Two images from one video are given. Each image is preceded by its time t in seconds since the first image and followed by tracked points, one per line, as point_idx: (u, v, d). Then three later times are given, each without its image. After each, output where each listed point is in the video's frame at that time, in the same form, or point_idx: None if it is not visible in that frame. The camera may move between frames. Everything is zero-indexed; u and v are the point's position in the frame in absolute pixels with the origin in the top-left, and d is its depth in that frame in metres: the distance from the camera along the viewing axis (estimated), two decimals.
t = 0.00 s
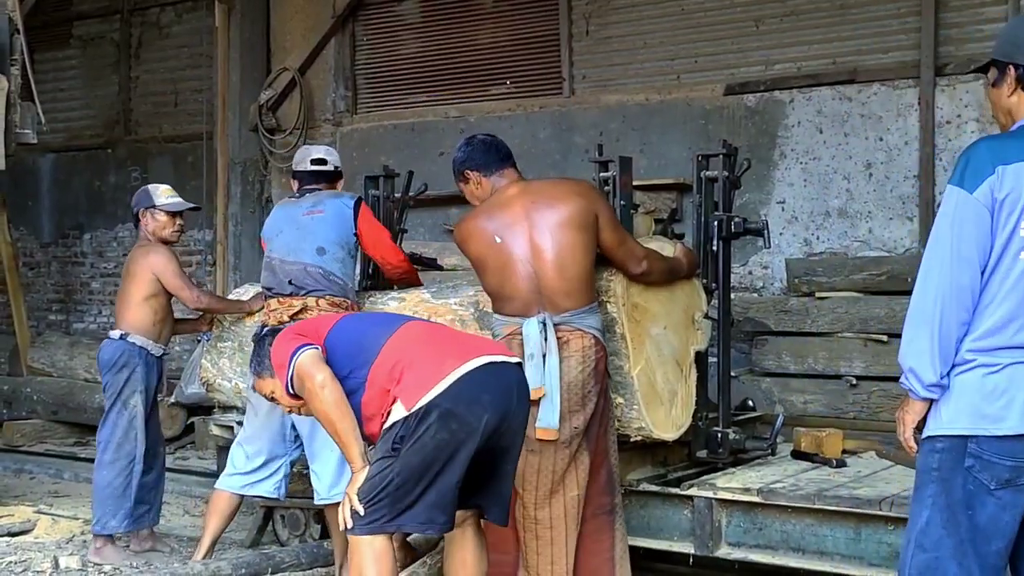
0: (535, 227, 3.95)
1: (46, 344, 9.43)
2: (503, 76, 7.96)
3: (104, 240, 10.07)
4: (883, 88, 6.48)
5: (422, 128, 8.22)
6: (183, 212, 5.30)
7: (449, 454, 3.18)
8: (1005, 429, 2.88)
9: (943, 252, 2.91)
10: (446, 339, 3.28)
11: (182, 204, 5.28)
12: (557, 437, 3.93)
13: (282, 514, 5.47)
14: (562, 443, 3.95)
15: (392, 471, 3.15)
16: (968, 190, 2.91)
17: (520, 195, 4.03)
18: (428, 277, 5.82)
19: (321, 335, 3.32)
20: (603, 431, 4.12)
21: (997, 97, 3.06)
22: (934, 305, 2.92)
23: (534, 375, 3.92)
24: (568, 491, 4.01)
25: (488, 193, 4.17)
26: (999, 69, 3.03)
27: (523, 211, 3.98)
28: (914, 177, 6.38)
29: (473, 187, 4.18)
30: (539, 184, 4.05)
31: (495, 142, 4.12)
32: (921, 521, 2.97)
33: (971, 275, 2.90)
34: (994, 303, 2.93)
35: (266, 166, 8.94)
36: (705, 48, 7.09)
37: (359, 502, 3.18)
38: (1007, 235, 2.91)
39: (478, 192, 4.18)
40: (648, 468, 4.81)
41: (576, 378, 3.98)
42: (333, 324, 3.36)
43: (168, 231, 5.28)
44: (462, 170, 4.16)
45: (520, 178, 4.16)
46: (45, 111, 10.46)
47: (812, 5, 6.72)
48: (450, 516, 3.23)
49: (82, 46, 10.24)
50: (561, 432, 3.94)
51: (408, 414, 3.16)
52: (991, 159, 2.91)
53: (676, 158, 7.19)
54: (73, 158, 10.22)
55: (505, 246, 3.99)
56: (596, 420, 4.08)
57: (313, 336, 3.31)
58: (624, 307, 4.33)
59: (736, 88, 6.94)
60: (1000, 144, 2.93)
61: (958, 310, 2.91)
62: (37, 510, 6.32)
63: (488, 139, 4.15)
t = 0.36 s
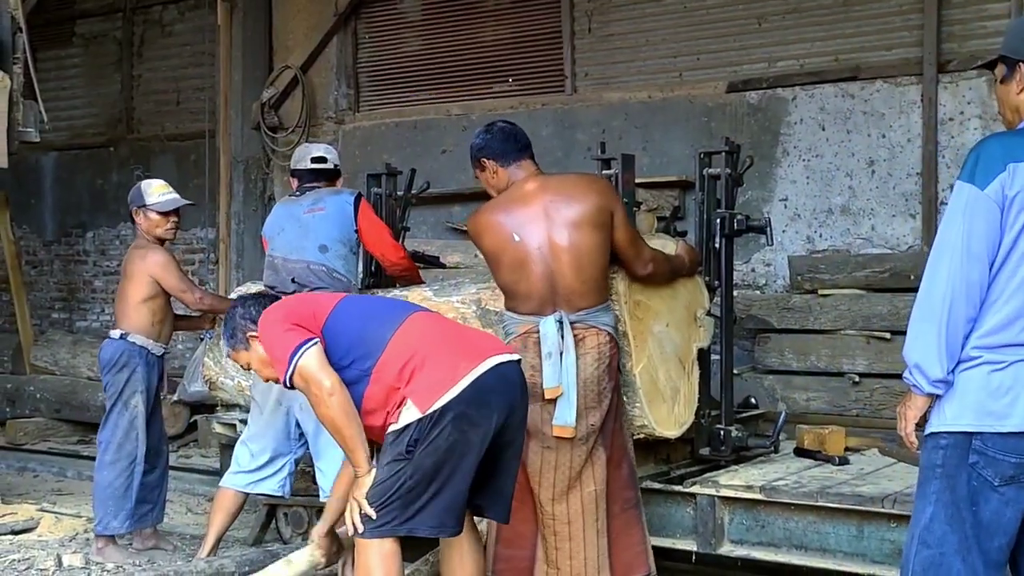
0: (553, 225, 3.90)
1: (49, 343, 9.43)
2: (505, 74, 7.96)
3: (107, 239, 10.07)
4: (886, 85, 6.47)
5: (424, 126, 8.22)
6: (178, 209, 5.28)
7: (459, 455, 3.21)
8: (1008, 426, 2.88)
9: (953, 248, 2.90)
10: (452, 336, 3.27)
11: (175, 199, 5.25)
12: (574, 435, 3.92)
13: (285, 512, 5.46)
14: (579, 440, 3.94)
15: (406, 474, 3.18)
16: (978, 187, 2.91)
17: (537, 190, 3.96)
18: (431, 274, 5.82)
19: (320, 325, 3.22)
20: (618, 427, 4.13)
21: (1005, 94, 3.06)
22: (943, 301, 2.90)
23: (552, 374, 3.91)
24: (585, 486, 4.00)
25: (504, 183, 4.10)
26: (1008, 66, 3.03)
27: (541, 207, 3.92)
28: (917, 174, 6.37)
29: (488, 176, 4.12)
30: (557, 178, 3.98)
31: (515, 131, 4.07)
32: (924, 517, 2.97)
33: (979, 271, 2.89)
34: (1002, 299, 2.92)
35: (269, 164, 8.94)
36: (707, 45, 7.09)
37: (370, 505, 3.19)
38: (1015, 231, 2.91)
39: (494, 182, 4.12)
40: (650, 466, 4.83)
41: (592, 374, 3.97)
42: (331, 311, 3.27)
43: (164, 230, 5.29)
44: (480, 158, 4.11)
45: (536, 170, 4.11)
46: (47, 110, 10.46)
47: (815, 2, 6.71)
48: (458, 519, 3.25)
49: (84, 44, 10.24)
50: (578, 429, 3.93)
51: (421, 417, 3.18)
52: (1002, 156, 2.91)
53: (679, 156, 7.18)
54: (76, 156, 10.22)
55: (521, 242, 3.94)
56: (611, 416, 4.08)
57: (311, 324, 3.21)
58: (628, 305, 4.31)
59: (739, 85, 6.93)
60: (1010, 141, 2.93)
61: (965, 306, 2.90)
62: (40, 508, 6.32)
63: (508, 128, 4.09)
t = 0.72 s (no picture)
0: (562, 225, 3.88)
1: (50, 342, 9.43)
2: (506, 72, 7.96)
3: (108, 238, 10.08)
4: (887, 83, 6.46)
5: (425, 125, 8.22)
6: (185, 207, 5.30)
7: (466, 453, 3.22)
8: (1008, 423, 2.88)
9: (953, 245, 2.89)
10: (460, 332, 3.27)
11: (184, 197, 5.26)
12: (577, 434, 3.92)
13: (285, 511, 5.49)
14: (581, 439, 3.95)
15: (415, 473, 3.19)
16: (978, 184, 2.91)
17: (548, 188, 3.93)
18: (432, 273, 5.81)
19: (328, 316, 3.18)
20: (621, 425, 4.11)
21: (1003, 91, 3.06)
22: (942, 298, 2.90)
23: (554, 373, 3.92)
24: (587, 484, 4.00)
25: (517, 172, 4.07)
26: (1007, 63, 3.02)
27: (551, 206, 3.89)
28: (918, 172, 6.37)
29: (503, 162, 4.09)
30: (569, 176, 3.95)
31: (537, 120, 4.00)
32: (925, 514, 2.97)
33: (979, 269, 2.89)
34: (1001, 296, 2.92)
35: (269, 162, 8.95)
36: (707, 43, 7.08)
37: (378, 504, 3.19)
38: (1015, 228, 2.91)
39: (507, 169, 4.09)
40: (650, 464, 4.83)
41: (594, 372, 3.98)
42: (338, 302, 3.23)
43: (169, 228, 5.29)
44: (496, 143, 4.06)
45: (550, 164, 4.05)
46: (48, 109, 10.46)
47: None
48: (464, 519, 3.26)
49: (85, 44, 10.24)
50: (580, 428, 3.94)
51: (431, 413, 3.18)
52: (1001, 154, 2.91)
53: (679, 154, 7.18)
54: (77, 155, 10.22)
55: (527, 241, 3.92)
56: (613, 414, 4.09)
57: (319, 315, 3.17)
58: (628, 303, 4.30)
59: (739, 84, 6.93)
60: (1010, 139, 2.93)
61: (965, 304, 2.89)
62: (41, 507, 6.32)
63: (529, 117, 4.02)
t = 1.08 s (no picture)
0: (560, 225, 3.87)
1: (51, 342, 9.42)
2: (506, 71, 7.96)
3: (108, 237, 10.08)
4: (887, 81, 6.45)
5: (425, 123, 8.22)
6: (181, 204, 5.27)
7: (470, 448, 3.20)
8: (1007, 421, 2.88)
9: (951, 242, 2.89)
10: (460, 329, 3.26)
11: (179, 194, 5.24)
12: (570, 433, 3.93)
13: (287, 509, 5.47)
14: (575, 437, 3.95)
15: (417, 469, 3.18)
16: (975, 182, 2.90)
17: (549, 187, 3.91)
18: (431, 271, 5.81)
19: (328, 319, 3.25)
20: (614, 424, 4.13)
21: (999, 89, 3.05)
22: (941, 295, 2.90)
23: (547, 373, 3.91)
24: (582, 482, 4.00)
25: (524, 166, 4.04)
26: (1002, 61, 3.02)
27: (550, 205, 3.88)
28: (918, 170, 6.36)
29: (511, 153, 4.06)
30: (571, 176, 3.93)
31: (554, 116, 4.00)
32: (924, 512, 2.96)
33: (977, 266, 2.88)
34: (1000, 294, 2.91)
35: (269, 162, 8.95)
36: (708, 41, 7.08)
37: (381, 501, 3.19)
38: (1012, 226, 2.90)
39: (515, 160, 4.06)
40: (651, 462, 4.82)
41: (588, 372, 3.98)
42: (338, 306, 3.29)
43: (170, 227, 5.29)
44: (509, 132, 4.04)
45: (555, 162, 4.01)
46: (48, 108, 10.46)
47: None
48: (469, 514, 3.24)
49: (85, 42, 10.24)
50: (574, 427, 3.94)
51: (431, 408, 3.17)
52: (998, 151, 2.91)
53: (679, 152, 7.18)
54: (77, 154, 10.22)
55: (525, 240, 3.91)
56: (608, 413, 4.09)
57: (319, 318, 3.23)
58: (628, 301, 4.29)
59: (739, 81, 6.92)
60: (1008, 136, 2.93)
61: (963, 301, 2.89)
62: (42, 506, 6.31)
63: (545, 112, 4.02)
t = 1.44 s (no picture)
0: (556, 223, 3.87)
1: (54, 339, 9.43)
2: (507, 66, 7.95)
3: (111, 234, 10.08)
4: (889, 76, 6.44)
5: (427, 119, 8.22)
6: (186, 201, 5.26)
7: (468, 441, 3.18)
8: (1010, 416, 2.88)
9: (954, 237, 2.88)
10: (456, 327, 3.27)
11: (184, 192, 5.23)
12: (567, 431, 3.92)
13: (289, 506, 5.48)
14: (573, 434, 3.94)
15: (414, 463, 3.16)
16: (979, 177, 2.89)
17: (545, 184, 3.91)
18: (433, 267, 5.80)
19: (326, 328, 3.28)
20: (614, 419, 4.13)
21: (1003, 83, 3.05)
22: (944, 290, 2.89)
23: (544, 370, 3.91)
24: (580, 479, 4.00)
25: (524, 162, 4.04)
26: (1006, 56, 3.02)
27: (546, 202, 3.88)
28: (921, 165, 6.35)
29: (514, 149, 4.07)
30: (568, 173, 3.93)
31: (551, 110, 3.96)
32: (927, 508, 2.96)
33: (980, 261, 2.88)
34: (1003, 289, 2.91)
35: (271, 158, 8.95)
36: (709, 37, 7.07)
37: (380, 496, 3.19)
38: (1015, 221, 2.90)
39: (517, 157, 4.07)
40: (654, 458, 4.80)
41: (586, 368, 3.98)
42: (335, 315, 3.33)
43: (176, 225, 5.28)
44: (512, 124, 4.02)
45: (555, 158, 4.01)
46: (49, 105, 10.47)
47: None
48: (469, 506, 3.22)
49: (86, 39, 10.24)
50: (571, 424, 3.94)
51: (426, 401, 3.17)
52: (1002, 146, 2.90)
53: (681, 148, 7.17)
54: (79, 151, 10.22)
55: (522, 237, 3.91)
56: (605, 409, 4.09)
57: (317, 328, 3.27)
58: (629, 297, 4.30)
59: (741, 77, 6.92)
60: (1011, 131, 2.92)
61: (966, 296, 2.89)
62: (44, 503, 6.32)
63: (542, 104, 3.99)
